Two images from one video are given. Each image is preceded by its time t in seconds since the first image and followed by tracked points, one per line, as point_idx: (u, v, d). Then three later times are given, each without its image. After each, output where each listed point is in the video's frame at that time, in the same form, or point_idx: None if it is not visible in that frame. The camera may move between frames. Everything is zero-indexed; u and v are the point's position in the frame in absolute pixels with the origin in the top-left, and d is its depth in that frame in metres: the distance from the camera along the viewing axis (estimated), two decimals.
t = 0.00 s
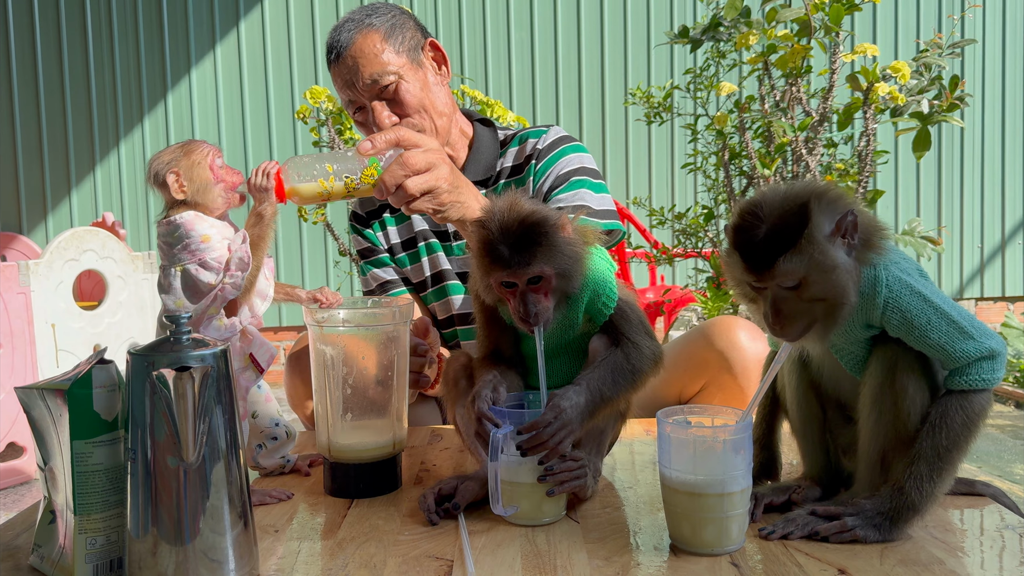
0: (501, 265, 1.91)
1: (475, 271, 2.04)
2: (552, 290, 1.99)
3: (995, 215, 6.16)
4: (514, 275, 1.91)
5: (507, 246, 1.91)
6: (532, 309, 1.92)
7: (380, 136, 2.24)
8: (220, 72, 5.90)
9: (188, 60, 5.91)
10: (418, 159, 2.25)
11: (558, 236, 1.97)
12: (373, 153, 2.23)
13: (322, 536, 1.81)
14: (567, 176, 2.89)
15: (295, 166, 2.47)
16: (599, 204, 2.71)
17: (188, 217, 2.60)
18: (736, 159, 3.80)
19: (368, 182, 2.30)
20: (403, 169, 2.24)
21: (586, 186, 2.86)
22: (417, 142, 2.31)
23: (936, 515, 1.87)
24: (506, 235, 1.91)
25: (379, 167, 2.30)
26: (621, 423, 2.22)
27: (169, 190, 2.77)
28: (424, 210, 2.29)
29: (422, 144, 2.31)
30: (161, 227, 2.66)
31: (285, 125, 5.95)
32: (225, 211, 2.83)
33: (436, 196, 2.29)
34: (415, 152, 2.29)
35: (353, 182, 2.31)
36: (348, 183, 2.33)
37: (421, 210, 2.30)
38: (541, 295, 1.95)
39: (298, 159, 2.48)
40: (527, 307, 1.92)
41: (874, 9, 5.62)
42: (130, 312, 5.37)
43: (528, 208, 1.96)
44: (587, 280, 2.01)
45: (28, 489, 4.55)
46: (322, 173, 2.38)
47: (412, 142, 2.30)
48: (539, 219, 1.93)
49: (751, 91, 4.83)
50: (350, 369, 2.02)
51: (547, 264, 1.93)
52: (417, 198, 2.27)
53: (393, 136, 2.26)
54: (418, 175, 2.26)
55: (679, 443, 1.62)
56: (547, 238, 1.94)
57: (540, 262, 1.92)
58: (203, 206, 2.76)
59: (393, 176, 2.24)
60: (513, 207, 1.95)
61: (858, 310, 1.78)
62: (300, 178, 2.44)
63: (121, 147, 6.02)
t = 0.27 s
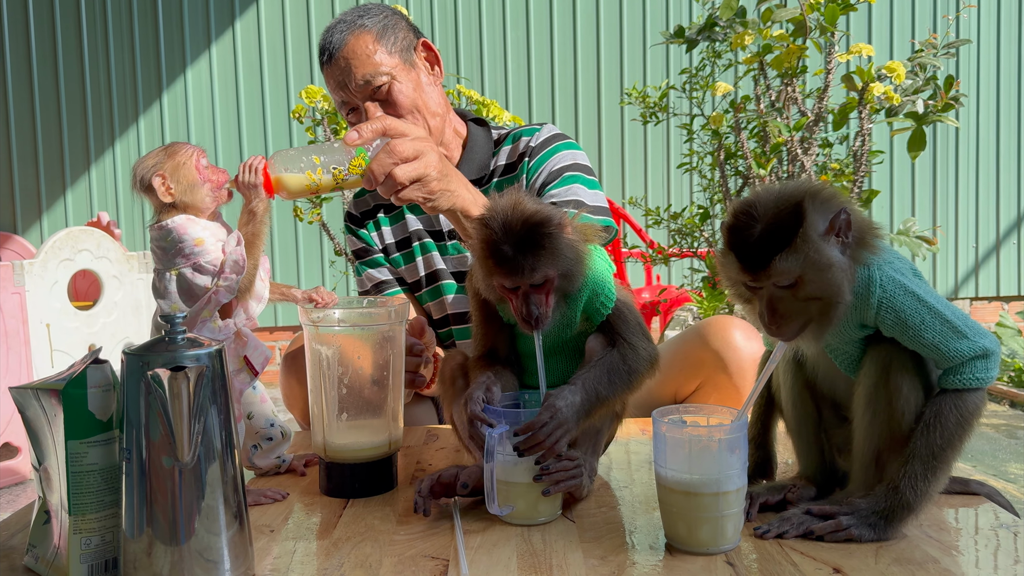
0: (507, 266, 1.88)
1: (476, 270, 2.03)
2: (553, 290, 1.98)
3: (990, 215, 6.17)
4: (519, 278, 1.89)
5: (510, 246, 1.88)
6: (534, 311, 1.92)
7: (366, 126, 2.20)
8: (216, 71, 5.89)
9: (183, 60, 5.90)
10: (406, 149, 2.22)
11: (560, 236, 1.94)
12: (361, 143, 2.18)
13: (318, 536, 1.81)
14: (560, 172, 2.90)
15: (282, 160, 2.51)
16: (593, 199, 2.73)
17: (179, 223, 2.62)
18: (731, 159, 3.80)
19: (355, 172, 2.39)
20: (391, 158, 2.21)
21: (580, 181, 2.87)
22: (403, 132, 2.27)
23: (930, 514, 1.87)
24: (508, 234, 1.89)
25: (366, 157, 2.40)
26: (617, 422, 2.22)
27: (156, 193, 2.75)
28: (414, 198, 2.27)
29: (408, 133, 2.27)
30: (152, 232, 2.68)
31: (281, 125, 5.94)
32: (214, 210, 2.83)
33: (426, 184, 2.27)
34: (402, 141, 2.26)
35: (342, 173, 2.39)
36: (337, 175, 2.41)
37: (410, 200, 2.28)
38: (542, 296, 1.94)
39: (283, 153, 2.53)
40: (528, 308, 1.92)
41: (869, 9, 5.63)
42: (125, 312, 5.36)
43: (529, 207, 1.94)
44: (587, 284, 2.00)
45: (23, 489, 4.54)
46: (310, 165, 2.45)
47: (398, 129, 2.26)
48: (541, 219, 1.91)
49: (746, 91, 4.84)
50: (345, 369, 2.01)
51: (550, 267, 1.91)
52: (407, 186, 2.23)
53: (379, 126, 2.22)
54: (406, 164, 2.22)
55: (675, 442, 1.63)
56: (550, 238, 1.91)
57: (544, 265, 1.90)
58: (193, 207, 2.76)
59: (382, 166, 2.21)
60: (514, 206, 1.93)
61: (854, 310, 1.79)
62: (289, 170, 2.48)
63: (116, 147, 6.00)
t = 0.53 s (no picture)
0: (502, 265, 1.88)
1: (470, 268, 2.02)
2: (547, 288, 1.98)
3: (983, 215, 6.20)
4: (515, 277, 1.89)
5: (505, 244, 1.88)
6: (529, 310, 1.93)
7: (352, 124, 2.21)
8: (209, 72, 5.88)
9: (176, 60, 5.88)
10: (394, 145, 2.25)
11: (555, 234, 1.93)
12: (348, 141, 2.20)
13: (310, 536, 1.81)
14: (550, 169, 2.90)
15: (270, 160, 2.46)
16: (584, 196, 2.71)
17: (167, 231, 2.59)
18: (724, 159, 3.81)
19: (344, 171, 2.35)
20: (379, 155, 2.25)
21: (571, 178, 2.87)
22: (391, 129, 2.30)
23: (922, 513, 1.88)
24: (503, 233, 1.89)
25: (354, 155, 2.35)
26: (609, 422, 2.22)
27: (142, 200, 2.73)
28: (403, 194, 2.30)
29: (396, 130, 2.30)
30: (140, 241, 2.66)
31: (274, 125, 5.93)
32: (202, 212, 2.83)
33: (414, 180, 2.29)
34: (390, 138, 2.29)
35: (330, 172, 2.35)
36: (326, 174, 2.37)
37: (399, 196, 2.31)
38: (537, 293, 1.94)
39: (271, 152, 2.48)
40: (523, 306, 1.92)
41: (862, 9, 5.64)
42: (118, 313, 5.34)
43: (523, 206, 1.94)
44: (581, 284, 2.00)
45: (15, 490, 4.52)
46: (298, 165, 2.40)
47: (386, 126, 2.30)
48: (535, 217, 1.91)
49: (740, 91, 4.85)
50: (338, 370, 2.01)
51: (546, 265, 1.91)
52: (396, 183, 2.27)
53: (366, 123, 2.25)
54: (395, 160, 2.25)
55: (667, 441, 1.63)
56: (546, 237, 1.90)
57: (539, 263, 1.90)
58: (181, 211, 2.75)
59: (370, 163, 2.25)
60: (508, 204, 1.93)
61: (845, 311, 1.80)
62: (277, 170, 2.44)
63: (108, 147, 5.99)
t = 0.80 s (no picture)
0: (493, 263, 1.87)
1: (462, 268, 2.02)
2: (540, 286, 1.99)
3: (975, 214, 6.22)
4: (506, 276, 1.88)
5: (496, 242, 1.88)
6: (521, 307, 1.91)
7: (347, 132, 2.22)
8: (201, 72, 5.86)
9: (169, 60, 5.87)
10: (386, 155, 2.25)
11: (546, 231, 1.94)
12: (341, 149, 2.20)
13: (302, 536, 1.80)
14: (542, 171, 2.89)
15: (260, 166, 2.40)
16: (576, 197, 2.71)
17: (146, 238, 2.55)
18: (717, 158, 3.81)
19: (336, 178, 2.30)
20: (371, 166, 2.24)
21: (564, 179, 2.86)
22: (386, 138, 2.29)
23: (914, 510, 1.88)
24: (494, 231, 1.89)
25: (346, 163, 2.31)
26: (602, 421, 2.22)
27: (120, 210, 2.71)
28: (394, 206, 2.30)
29: (391, 139, 2.30)
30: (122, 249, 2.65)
31: (267, 125, 5.92)
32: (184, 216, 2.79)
33: (406, 192, 2.29)
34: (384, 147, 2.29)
35: (320, 178, 2.29)
36: (315, 180, 2.30)
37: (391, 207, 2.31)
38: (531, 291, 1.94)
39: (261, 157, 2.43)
40: (516, 304, 1.91)
41: (854, 8, 5.66)
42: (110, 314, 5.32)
43: (513, 204, 1.95)
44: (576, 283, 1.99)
45: (6, 492, 4.49)
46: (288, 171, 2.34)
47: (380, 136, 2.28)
48: (525, 215, 1.92)
49: (732, 90, 4.86)
50: (329, 370, 2.00)
51: (537, 263, 1.92)
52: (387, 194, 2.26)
53: (361, 132, 2.24)
54: (387, 171, 2.25)
55: (658, 439, 1.63)
56: (537, 235, 1.91)
57: (531, 261, 1.90)
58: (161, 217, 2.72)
59: (362, 173, 2.24)
60: (499, 202, 1.94)
61: (832, 311, 1.80)
62: (266, 175, 2.37)
63: (100, 148, 5.97)
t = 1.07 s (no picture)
0: (489, 262, 1.87)
1: (458, 268, 2.02)
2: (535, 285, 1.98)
3: (969, 214, 6.24)
4: (502, 274, 1.88)
5: (492, 241, 1.87)
6: (517, 305, 1.91)
7: (341, 136, 2.23)
8: (196, 72, 5.85)
9: (163, 61, 5.85)
10: (380, 160, 2.24)
11: (541, 231, 1.94)
12: (335, 152, 2.21)
13: (297, 536, 1.79)
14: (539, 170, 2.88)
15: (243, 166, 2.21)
16: (572, 198, 2.71)
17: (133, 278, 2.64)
18: (712, 158, 3.82)
19: (328, 183, 2.21)
20: (365, 171, 2.23)
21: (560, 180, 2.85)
22: (380, 142, 2.30)
23: (910, 508, 1.88)
24: (490, 231, 1.88)
25: (340, 167, 2.22)
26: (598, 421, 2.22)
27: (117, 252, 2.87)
28: (387, 211, 2.31)
29: (385, 144, 2.31)
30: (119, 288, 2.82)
31: (262, 125, 5.91)
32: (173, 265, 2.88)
33: (399, 198, 2.30)
34: (378, 151, 2.29)
35: (313, 182, 2.20)
36: (308, 183, 2.21)
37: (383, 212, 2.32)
38: (526, 289, 1.94)
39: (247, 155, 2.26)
40: (511, 303, 1.92)
41: (848, 8, 5.68)
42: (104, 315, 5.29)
43: (510, 203, 1.95)
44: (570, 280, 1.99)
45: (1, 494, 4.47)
46: (280, 173, 2.21)
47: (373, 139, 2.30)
48: (522, 214, 1.92)
49: (727, 90, 4.86)
50: (324, 370, 2.00)
51: (533, 262, 1.91)
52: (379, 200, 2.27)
53: (355, 136, 2.26)
54: (380, 176, 2.25)
55: (655, 438, 1.63)
56: (534, 234, 1.90)
57: (526, 260, 1.90)
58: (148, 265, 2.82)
59: (354, 177, 2.22)
60: (495, 202, 1.93)
61: (830, 313, 1.81)
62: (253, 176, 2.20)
63: (95, 149, 5.95)
